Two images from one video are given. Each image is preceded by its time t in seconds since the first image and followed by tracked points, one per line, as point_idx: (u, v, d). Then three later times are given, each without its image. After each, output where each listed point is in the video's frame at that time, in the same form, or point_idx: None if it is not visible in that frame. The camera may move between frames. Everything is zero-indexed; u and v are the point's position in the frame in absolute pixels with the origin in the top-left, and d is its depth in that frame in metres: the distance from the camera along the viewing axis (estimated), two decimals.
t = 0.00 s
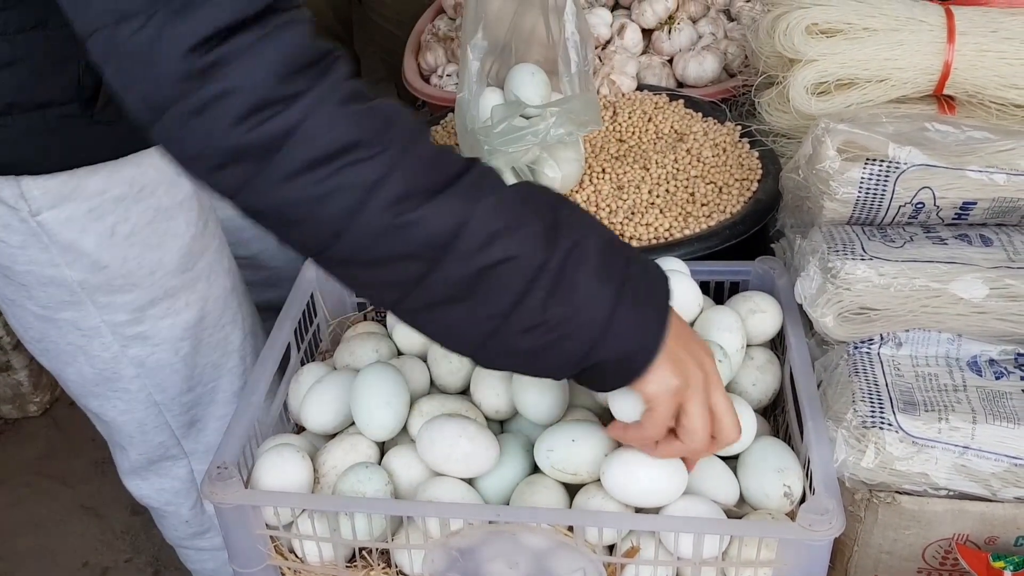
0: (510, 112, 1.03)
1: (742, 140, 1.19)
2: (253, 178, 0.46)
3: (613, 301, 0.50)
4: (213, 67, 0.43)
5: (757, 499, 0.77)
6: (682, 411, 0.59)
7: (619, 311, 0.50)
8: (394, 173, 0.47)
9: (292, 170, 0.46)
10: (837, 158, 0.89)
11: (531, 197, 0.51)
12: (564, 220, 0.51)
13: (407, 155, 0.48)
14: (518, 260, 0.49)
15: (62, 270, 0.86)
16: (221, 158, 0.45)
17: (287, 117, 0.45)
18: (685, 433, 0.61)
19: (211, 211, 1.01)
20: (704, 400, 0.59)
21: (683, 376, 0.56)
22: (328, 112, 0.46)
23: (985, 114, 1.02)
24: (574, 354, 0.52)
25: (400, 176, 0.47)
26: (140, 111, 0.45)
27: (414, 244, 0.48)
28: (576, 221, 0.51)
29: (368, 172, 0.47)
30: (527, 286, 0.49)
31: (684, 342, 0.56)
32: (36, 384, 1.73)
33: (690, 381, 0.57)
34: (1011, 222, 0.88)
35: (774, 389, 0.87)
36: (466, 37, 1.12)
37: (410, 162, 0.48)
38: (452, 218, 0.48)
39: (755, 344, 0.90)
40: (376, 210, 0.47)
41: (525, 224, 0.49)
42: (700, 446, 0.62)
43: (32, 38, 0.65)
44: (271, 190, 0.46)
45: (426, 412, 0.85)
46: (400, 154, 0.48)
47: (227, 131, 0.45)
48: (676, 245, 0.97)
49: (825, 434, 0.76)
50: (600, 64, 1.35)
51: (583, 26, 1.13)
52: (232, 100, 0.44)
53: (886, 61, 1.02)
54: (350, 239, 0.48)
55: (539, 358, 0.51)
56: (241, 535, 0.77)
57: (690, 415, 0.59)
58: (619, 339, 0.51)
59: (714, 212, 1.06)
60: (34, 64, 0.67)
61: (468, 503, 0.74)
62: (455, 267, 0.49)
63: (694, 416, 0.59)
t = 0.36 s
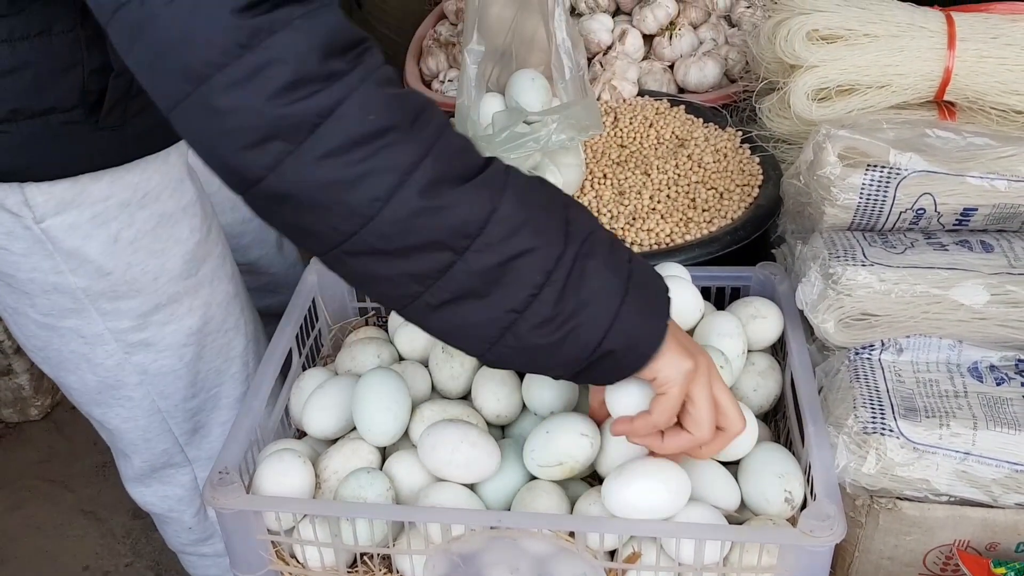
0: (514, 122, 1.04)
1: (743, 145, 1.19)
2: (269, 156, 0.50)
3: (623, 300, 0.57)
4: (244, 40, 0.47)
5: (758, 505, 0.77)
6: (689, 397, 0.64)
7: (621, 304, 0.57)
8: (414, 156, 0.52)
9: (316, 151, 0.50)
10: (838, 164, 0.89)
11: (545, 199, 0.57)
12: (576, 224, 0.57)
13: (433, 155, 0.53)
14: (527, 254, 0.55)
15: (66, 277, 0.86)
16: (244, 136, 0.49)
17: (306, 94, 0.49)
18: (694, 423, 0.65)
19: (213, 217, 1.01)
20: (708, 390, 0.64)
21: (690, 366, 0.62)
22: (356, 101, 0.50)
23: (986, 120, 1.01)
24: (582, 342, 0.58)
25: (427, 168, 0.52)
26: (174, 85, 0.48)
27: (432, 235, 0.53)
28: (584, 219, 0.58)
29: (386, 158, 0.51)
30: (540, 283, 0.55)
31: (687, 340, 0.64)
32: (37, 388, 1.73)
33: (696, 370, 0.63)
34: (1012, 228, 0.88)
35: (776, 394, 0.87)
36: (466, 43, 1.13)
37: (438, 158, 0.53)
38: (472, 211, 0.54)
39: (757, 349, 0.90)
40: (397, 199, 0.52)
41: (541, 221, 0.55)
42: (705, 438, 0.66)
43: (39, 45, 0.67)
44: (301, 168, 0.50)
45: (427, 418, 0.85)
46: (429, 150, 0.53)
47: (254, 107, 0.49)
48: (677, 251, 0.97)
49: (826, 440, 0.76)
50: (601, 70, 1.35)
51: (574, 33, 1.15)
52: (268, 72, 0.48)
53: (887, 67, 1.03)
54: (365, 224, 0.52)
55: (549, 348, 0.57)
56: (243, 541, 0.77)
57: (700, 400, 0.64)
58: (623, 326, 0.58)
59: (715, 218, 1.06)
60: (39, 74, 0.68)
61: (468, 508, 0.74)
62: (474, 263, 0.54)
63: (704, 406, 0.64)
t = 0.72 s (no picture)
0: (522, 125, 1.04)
1: (745, 150, 1.19)
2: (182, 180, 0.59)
3: (499, 65, 0.61)
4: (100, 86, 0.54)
5: (763, 512, 0.77)
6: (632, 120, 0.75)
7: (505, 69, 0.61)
8: (280, 102, 0.58)
9: (203, 151, 0.58)
10: (841, 169, 0.89)
11: (392, 51, 0.61)
12: (428, 55, 0.60)
13: (284, 89, 0.58)
14: (399, 115, 0.60)
15: (70, 281, 0.87)
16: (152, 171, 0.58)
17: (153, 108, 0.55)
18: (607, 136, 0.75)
19: (219, 221, 1.01)
20: (611, 78, 0.74)
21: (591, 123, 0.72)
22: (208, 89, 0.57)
23: (989, 124, 1.02)
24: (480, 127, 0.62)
25: (292, 99, 0.58)
26: (67, 136, 0.56)
27: (324, 151, 0.59)
28: (442, 53, 0.60)
29: (259, 112, 0.58)
30: (418, 132, 0.61)
31: (582, 80, 0.72)
32: (39, 393, 1.73)
33: (596, 86, 0.72)
34: (1015, 233, 0.88)
35: (780, 400, 0.87)
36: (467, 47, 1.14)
37: (280, 103, 0.58)
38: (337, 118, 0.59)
39: (760, 355, 0.90)
40: (300, 152, 0.59)
41: (405, 117, 0.60)
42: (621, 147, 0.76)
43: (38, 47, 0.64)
44: (184, 195, 0.60)
45: (431, 424, 0.85)
46: (280, 84, 0.58)
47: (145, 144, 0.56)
48: (681, 254, 0.96)
49: (830, 446, 0.76)
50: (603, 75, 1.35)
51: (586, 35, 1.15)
52: (117, 142, 0.56)
53: (889, 71, 1.03)
54: (275, 183, 0.60)
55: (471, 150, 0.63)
56: (247, 546, 0.77)
57: (590, 105, 0.73)
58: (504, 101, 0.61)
59: (719, 223, 1.06)
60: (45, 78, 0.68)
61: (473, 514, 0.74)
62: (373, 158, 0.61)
63: (602, 110, 0.73)
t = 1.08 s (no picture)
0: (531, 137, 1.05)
1: (745, 151, 1.19)
2: (294, 154, 0.69)
3: (517, 52, 0.73)
4: (225, 82, 0.62)
5: (764, 514, 0.77)
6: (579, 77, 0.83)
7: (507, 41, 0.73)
8: (366, 80, 0.68)
9: (316, 129, 0.68)
10: (841, 171, 0.89)
11: (426, 26, 0.72)
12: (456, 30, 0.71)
13: (358, 69, 0.68)
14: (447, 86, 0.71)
15: (75, 281, 0.86)
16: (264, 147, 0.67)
17: (281, 94, 0.65)
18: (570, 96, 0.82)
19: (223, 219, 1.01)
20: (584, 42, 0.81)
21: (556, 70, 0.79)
22: (319, 78, 0.67)
23: (989, 126, 1.01)
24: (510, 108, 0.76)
25: (378, 81, 0.69)
26: (197, 122, 0.63)
27: (404, 119, 0.71)
28: (476, 38, 0.72)
29: (351, 91, 0.68)
30: (465, 105, 0.74)
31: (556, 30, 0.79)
32: (37, 393, 1.73)
33: (574, 51, 0.79)
34: (1016, 235, 0.88)
35: (780, 402, 0.87)
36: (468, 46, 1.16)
37: (354, 81, 0.68)
38: (408, 88, 0.70)
39: (761, 356, 0.90)
40: (383, 124, 0.71)
41: (445, 88, 0.71)
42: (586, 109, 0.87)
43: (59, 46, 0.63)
44: (287, 162, 0.69)
45: (431, 425, 0.85)
46: (373, 68, 0.69)
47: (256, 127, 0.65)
48: (681, 256, 0.96)
49: (831, 448, 0.76)
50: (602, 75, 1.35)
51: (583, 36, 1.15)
52: (249, 126, 0.65)
53: (889, 73, 1.03)
54: (362, 152, 0.71)
55: (505, 115, 0.77)
56: (248, 548, 0.77)
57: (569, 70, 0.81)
58: (530, 87, 0.75)
59: (718, 224, 1.06)
60: (51, 71, 0.74)
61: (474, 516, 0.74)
62: (439, 118, 0.73)
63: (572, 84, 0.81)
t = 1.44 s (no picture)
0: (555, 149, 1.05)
1: (748, 153, 1.19)
2: (328, 141, 0.70)
3: (535, 86, 0.80)
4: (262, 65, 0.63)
5: (767, 514, 0.77)
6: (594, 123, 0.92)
7: (526, 75, 0.80)
8: (399, 89, 0.72)
9: (353, 121, 0.70)
10: (845, 172, 0.89)
11: (457, 58, 0.78)
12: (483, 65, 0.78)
13: (395, 77, 0.72)
14: (473, 104, 0.76)
15: (72, 277, 0.87)
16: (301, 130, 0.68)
17: (321, 81, 0.67)
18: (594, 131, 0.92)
19: (223, 219, 1.01)
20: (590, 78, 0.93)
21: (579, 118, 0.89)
22: (359, 74, 0.69)
23: (991, 127, 1.02)
24: (527, 135, 0.81)
25: (409, 90, 0.73)
26: (229, 103, 0.64)
27: (427, 130, 0.74)
28: (496, 70, 0.78)
29: (386, 94, 0.71)
30: (484, 126, 0.78)
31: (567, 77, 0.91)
32: (38, 394, 1.73)
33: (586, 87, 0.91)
34: (1019, 236, 0.88)
35: (783, 403, 0.86)
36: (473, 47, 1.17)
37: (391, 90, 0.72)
38: (438, 102, 0.74)
39: (763, 357, 0.89)
40: (408, 133, 0.74)
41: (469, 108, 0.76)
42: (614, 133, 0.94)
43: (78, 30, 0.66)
44: (313, 155, 0.71)
45: (433, 425, 0.85)
46: (407, 76, 0.73)
47: (293, 109, 0.67)
48: (684, 257, 0.96)
49: (834, 448, 0.76)
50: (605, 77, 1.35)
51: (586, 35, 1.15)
52: (286, 114, 0.66)
53: (893, 74, 1.03)
54: (384, 157, 0.74)
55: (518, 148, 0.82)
56: (249, 548, 0.77)
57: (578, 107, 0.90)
58: (549, 115, 0.81)
59: (721, 225, 1.05)
60: (50, 68, 0.75)
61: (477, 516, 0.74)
62: (459, 138, 0.77)
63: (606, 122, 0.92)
